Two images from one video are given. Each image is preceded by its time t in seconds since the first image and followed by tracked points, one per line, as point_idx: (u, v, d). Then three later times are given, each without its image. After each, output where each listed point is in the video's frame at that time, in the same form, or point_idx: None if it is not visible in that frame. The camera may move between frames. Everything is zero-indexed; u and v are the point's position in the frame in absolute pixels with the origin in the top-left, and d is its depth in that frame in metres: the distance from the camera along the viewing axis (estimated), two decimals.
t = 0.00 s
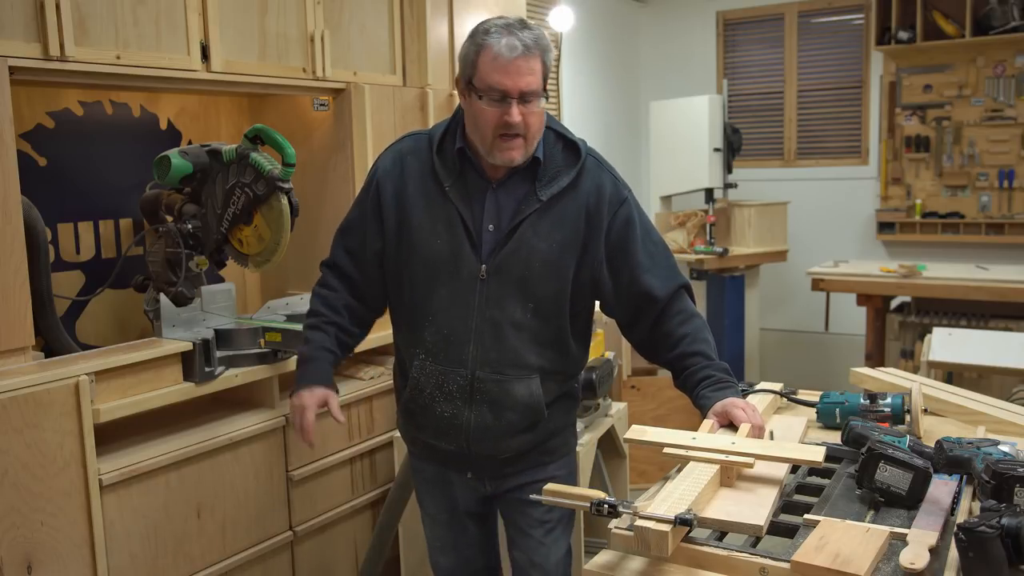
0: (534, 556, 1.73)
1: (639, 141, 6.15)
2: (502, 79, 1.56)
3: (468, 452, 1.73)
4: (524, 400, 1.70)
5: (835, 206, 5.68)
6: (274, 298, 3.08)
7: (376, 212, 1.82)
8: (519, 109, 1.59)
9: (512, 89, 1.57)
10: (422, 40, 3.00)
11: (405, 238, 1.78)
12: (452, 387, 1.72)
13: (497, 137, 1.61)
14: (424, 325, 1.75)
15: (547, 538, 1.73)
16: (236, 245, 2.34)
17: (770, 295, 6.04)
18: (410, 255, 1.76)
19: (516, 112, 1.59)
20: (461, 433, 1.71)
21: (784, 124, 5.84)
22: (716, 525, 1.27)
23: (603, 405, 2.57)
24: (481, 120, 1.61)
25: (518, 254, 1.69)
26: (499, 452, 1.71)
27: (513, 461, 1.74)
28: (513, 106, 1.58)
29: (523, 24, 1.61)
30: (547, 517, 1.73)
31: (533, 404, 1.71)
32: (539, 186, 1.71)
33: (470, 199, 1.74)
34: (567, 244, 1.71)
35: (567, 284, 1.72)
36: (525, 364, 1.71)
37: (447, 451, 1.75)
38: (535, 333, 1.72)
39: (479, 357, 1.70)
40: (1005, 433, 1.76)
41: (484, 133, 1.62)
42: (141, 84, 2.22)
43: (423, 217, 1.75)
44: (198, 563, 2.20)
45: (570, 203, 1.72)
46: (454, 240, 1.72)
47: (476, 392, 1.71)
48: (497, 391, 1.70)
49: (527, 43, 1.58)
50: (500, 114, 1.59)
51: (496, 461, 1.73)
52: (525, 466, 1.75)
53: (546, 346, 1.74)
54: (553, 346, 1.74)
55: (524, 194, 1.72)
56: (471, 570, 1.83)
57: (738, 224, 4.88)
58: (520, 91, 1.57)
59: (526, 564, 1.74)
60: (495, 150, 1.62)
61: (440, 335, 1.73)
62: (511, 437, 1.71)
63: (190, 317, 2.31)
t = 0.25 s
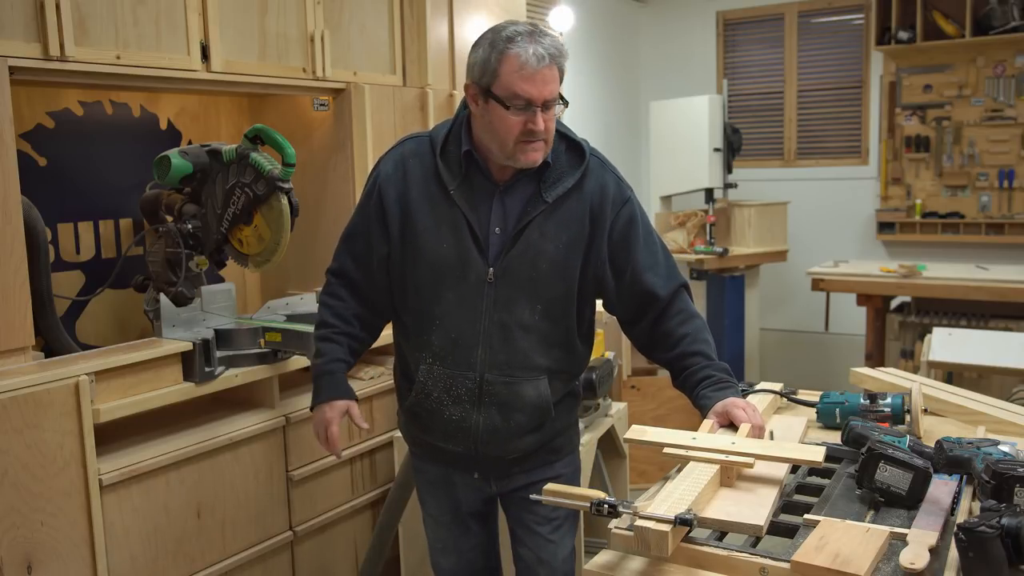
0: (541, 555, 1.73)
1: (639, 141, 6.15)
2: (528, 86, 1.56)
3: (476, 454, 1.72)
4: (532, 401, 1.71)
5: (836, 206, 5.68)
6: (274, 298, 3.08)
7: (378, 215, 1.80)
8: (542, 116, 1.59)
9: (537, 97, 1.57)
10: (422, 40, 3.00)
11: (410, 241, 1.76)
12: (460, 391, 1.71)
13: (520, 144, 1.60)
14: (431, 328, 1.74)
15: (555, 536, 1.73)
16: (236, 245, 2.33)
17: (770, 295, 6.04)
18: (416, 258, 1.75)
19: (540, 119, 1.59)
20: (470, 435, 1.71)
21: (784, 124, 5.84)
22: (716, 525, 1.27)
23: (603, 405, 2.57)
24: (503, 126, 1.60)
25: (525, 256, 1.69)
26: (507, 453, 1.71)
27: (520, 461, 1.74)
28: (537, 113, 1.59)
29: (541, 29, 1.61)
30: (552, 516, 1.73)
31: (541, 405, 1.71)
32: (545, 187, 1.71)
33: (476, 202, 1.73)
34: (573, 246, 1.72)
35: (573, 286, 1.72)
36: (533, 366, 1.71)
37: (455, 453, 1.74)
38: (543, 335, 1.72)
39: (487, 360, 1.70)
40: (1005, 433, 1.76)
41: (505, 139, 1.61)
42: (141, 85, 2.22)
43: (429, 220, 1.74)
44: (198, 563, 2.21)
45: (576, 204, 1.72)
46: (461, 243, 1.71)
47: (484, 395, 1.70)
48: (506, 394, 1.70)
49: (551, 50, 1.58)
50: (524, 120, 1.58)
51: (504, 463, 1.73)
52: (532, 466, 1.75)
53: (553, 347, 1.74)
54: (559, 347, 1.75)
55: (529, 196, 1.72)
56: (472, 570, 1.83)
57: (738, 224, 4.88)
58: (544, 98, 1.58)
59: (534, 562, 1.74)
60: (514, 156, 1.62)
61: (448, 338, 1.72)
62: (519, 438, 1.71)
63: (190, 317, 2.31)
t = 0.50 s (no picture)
0: (541, 555, 1.73)
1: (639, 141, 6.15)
2: (532, 85, 1.56)
3: (475, 452, 1.72)
4: (532, 400, 1.71)
5: (836, 206, 5.68)
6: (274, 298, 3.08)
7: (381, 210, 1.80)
8: (546, 116, 1.59)
9: (542, 96, 1.57)
10: (422, 40, 3.00)
11: (412, 237, 1.76)
12: (459, 388, 1.71)
13: (522, 144, 1.60)
14: (432, 325, 1.74)
15: (554, 536, 1.73)
16: (236, 245, 2.33)
17: (770, 295, 6.04)
18: (417, 255, 1.75)
19: (544, 119, 1.59)
20: (469, 433, 1.70)
21: (784, 124, 5.84)
22: (716, 525, 1.27)
23: (603, 404, 2.57)
24: (507, 125, 1.60)
25: (527, 254, 1.69)
26: (505, 452, 1.71)
27: (519, 461, 1.74)
28: (541, 113, 1.58)
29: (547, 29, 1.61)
30: (552, 517, 1.73)
31: (541, 404, 1.71)
32: (547, 186, 1.71)
33: (478, 200, 1.73)
34: (574, 244, 1.72)
35: (575, 284, 1.72)
36: (533, 364, 1.71)
37: (453, 450, 1.74)
38: (544, 333, 1.72)
39: (488, 358, 1.70)
40: (1005, 433, 1.76)
41: (508, 138, 1.61)
42: (141, 85, 2.22)
43: (431, 216, 1.74)
44: (198, 563, 2.20)
45: (578, 203, 1.72)
46: (463, 239, 1.71)
47: (484, 393, 1.70)
48: (505, 391, 1.70)
49: (556, 51, 1.58)
50: (528, 120, 1.58)
51: (502, 461, 1.73)
52: (531, 466, 1.75)
53: (554, 346, 1.74)
54: (560, 345, 1.75)
55: (531, 194, 1.72)
56: (472, 571, 1.83)
57: (738, 223, 4.88)
58: (549, 98, 1.58)
59: (532, 564, 1.75)
60: (517, 156, 1.62)
61: (448, 335, 1.72)
62: (519, 437, 1.71)
63: (190, 317, 2.31)
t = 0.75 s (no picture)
0: (541, 555, 1.73)
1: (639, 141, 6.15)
2: (529, 85, 1.56)
3: (473, 449, 1.72)
4: (531, 398, 1.71)
5: (836, 207, 5.68)
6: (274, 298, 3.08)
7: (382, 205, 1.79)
8: (542, 116, 1.59)
9: (537, 96, 1.56)
10: (422, 40, 3.00)
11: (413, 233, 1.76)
12: (459, 384, 1.71)
13: (518, 142, 1.60)
14: (432, 321, 1.74)
15: (554, 537, 1.73)
16: (236, 245, 2.33)
17: (770, 295, 6.04)
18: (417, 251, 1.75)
19: (540, 119, 1.59)
20: (468, 430, 1.70)
21: (784, 124, 5.84)
22: (716, 525, 1.27)
23: (603, 404, 2.57)
24: (503, 124, 1.60)
25: (527, 252, 1.69)
26: (503, 450, 1.71)
27: (517, 459, 1.73)
28: (537, 112, 1.58)
29: (548, 30, 1.61)
30: (552, 517, 1.73)
31: (540, 402, 1.71)
32: (548, 184, 1.70)
33: (479, 197, 1.73)
34: (575, 243, 1.72)
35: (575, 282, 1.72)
36: (532, 362, 1.71)
37: (452, 448, 1.74)
38: (543, 331, 1.72)
39: (487, 355, 1.70)
40: (1005, 433, 1.76)
41: (504, 136, 1.61)
42: (141, 85, 2.22)
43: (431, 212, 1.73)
44: (198, 562, 2.20)
45: (578, 201, 1.72)
46: (464, 236, 1.70)
47: (483, 390, 1.70)
48: (505, 389, 1.70)
49: (555, 51, 1.58)
50: (523, 119, 1.58)
51: (500, 459, 1.73)
52: (530, 466, 1.75)
53: (553, 344, 1.74)
54: (559, 343, 1.75)
55: (532, 192, 1.72)
56: (472, 571, 1.83)
57: (738, 223, 4.88)
58: (545, 98, 1.57)
59: (532, 564, 1.75)
60: (513, 154, 1.62)
61: (448, 331, 1.72)
62: (517, 435, 1.71)
63: (190, 317, 2.31)
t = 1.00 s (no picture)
0: (541, 555, 1.73)
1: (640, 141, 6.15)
2: (533, 84, 1.56)
3: (476, 449, 1.72)
4: (534, 398, 1.71)
5: (836, 207, 5.68)
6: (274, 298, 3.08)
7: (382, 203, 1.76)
8: (545, 115, 1.59)
9: (541, 95, 1.56)
10: (422, 40, 3.00)
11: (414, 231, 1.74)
12: (462, 385, 1.70)
13: (519, 141, 1.60)
14: (434, 321, 1.72)
15: (555, 537, 1.73)
16: (236, 245, 2.33)
17: (770, 295, 6.04)
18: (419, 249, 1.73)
19: (543, 118, 1.59)
20: (471, 430, 1.70)
21: (784, 124, 5.84)
22: (716, 525, 1.27)
23: (603, 404, 2.57)
24: (506, 122, 1.60)
25: (530, 252, 1.69)
26: (506, 450, 1.71)
27: (519, 459, 1.74)
28: (540, 111, 1.58)
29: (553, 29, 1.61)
30: (553, 517, 1.73)
31: (543, 402, 1.72)
32: (550, 184, 1.70)
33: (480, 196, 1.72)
34: (577, 243, 1.72)
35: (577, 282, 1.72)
36: (535, 362, 1.71)
37: (454, 447, 1.74)
38: (545, 331, 1.72)
39: (491, 355, 1.69)
40: (1005, 433, 1.76)
41: (507, 134, 1.61)
42: (141, 85, 2.22)
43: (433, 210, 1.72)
44: (198, 563, 2.20)
45: (580, 200, 1.72)
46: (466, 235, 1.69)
47: (486, 390, 1.70)
48: (508, 389, 1.70)
49: (560, 51, 1.58)
50: (526, 117, 1.58)
51: (502, 459, 1.73)
52: (532, 466, 1.76)
53: (555, 344, 1.74)
54: (561, 343, 1.75)
55: (533, 192, 1.72)
56: (473, 571, 1.83)
57: (738, 223, 4.88)
58: (549, 97, 1.57)
59: (533, 564, 1.75)
60: (515, 152, 1.62)
61: (450, 331, 1.71)
62: (520, 435, 1.71)
63: (190, 317, 2.31)
